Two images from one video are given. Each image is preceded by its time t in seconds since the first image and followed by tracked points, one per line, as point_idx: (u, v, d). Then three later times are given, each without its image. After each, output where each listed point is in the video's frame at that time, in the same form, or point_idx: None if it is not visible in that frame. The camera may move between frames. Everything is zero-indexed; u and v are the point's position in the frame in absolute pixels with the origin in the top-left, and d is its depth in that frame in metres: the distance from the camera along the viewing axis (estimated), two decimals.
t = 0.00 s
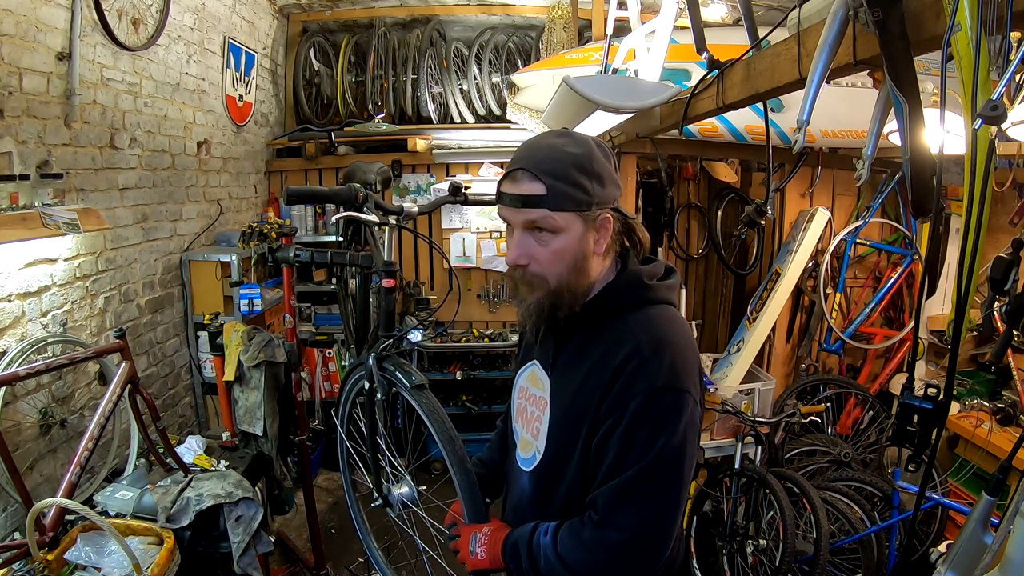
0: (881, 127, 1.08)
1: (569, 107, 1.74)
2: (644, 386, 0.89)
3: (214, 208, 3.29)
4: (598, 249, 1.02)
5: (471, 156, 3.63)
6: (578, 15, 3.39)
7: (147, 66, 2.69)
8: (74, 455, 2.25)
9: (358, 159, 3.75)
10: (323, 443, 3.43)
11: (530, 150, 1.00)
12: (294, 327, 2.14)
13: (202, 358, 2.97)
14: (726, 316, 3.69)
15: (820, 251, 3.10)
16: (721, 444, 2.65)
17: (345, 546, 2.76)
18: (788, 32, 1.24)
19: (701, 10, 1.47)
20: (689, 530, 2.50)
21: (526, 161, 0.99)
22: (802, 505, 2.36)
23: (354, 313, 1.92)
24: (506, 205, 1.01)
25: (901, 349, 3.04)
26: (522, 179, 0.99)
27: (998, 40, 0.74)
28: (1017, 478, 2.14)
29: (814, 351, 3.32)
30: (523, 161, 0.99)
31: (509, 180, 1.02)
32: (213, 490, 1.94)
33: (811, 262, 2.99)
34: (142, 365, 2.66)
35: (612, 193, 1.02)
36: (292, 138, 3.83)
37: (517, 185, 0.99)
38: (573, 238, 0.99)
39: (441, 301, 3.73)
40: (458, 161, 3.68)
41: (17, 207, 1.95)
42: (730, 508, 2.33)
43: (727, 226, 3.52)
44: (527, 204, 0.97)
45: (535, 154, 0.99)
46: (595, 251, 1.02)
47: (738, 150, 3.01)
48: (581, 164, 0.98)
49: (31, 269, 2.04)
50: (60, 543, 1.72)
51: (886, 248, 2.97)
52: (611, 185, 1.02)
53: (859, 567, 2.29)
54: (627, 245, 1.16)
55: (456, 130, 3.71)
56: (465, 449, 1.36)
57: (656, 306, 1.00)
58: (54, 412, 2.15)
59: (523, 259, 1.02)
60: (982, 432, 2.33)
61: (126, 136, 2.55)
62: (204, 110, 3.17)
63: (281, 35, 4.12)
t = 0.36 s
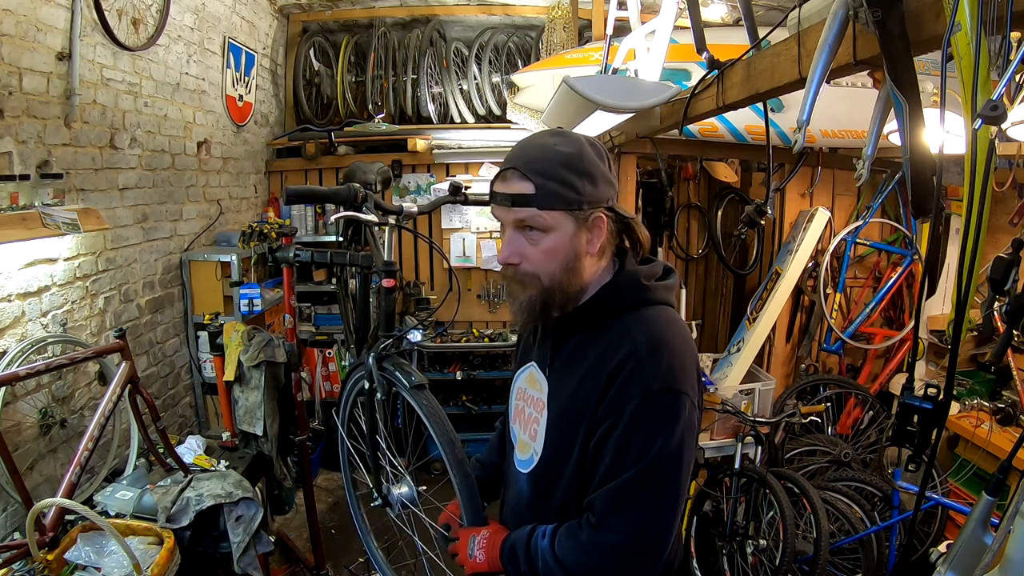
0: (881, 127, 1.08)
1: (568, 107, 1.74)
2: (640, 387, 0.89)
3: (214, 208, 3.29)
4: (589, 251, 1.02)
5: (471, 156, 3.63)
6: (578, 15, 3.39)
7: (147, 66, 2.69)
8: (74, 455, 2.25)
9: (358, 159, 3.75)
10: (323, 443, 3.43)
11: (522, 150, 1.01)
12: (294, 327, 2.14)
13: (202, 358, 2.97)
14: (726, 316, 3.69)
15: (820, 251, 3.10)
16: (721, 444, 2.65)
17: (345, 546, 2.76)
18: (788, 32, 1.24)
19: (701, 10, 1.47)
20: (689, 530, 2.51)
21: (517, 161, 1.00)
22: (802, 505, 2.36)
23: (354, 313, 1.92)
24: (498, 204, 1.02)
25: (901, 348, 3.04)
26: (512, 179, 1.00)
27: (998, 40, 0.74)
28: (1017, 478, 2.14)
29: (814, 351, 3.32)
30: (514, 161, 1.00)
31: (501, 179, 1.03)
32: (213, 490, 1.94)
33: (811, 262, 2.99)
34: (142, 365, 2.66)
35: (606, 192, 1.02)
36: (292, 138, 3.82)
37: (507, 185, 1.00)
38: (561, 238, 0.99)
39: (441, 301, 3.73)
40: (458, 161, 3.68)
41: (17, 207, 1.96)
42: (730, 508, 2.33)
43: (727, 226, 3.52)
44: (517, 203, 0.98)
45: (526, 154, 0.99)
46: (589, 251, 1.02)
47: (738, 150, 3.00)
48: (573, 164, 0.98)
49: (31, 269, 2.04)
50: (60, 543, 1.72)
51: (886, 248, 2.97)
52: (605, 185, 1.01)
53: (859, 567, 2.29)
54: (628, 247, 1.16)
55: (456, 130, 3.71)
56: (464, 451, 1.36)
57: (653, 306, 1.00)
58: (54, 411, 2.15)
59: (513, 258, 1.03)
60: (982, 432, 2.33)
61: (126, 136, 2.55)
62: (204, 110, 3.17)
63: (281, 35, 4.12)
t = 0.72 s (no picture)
0: (881, 127, 1.08)
1: (568, 107, 1.74)
2: (638, 398, 0.89)
3: (214, 208, 3.29)
4: (557, 248, 1.03)
5: (471, 156, 3.63)
6: (578, 15, 3.39)
7: (147, 66, 2.69)
8: (74, 455, 2.25)
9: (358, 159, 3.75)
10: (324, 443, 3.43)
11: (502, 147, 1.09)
12: (294, 328, 2.14)
13: (202, 358, 2.97)
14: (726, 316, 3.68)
15: (820, 251, 3.10)
16: (722, 444, 2.65)
17: (345, 545, 2.76)
18: (788, 32, 1.24)
19: (701, 10, 1.47)
20: (689, 530, 2.50)
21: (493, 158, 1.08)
22: (802, 505, 2.36)
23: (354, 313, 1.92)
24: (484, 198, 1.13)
25: (901, 348, 3.04)
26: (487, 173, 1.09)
27: (998, 40, 0.75)
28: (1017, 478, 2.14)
29: (814, 351, 3.32)
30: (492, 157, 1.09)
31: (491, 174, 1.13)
32: (213, 490, 1.94)
33: (811, 262, 2.99)
34: (142, 365, 2.66)
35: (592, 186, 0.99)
36: (292, 138, 3.82)
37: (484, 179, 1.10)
38: (517, 228, 1.03)
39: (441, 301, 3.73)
40: (458, 161, 3.68)
41: (17, 207, 1.96)
42: (730, 508, 2.33)
43: (727, 226, 3.52)
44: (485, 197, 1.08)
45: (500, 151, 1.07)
46: (557, 244, 1.03)
47: (738, 150, 3.00)
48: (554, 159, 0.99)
49: (31, 269, 2.04)
50: (60, 543, 1.72)
51: (886, 248, 2.97)
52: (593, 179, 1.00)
53: (859, 567, 2.29)
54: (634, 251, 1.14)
55: (456, 130, 3.71)
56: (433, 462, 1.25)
57: (660, 318, 1.01)
58: (54, 411, 2.15)
59: (493, 249, 1.09)
60: (982, 432, 2.33)
61: (126, 136, 2.55)
62: (204, 110, 3.17)
63: (281, 35, 4.12)
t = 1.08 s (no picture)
0: (881, 127, 1.08)
1: (568, 107, 1.74)
2: (593, 392, 0.94)
3: (214, 208, 3.29)
4: (563, 235, 1.07)
5: (471, 156, 3.63)
6: (578, 15, 3.38)
7: (147, 66, 2.69)
8: (74, 455, 2.25)
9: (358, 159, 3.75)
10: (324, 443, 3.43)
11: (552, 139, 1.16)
12: (294, 328, 2.13)
13: (202, 358, 2.98)
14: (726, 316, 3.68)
15: (820, 251, 3.10)
16: (722, 444, 2.65)
17: (345, 545, 2.76)
18: (788, 32, 1.24)
19: (701, 10, 1.47)
20: (689, 530, 2.50)
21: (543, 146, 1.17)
22: (802, 505, 2.36)
23: (354, 313, 1.92)
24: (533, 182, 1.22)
25: (901, 348, 3.04)
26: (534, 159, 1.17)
27: (998, 40, 0.74)
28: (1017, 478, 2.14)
29: (814, 351, 3.32)
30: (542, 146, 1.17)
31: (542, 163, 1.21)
32: (213, 490, 1.94)
33: (811, 262, 2.99)
34: (142, 365, 2.66)
35: (605, 187, 1.03)
36: (292, 138, 3.82)
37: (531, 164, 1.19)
38: (537, 210, 1.10)
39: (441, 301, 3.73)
40: (458, 161, 3.68)
41: (17, 207, 1.96)
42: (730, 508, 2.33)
43: (727, 226, 3.52)
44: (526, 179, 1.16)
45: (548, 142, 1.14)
46: (564, 232, 1.07)
47: (738, 150, 3.00)
48: (576, 157, 1.04)
49: (31, 269, 2.04)
50: (60, 543, 1.72)
51: (886, 248, 2.96)
52: (610, 181, 1.03)
53: (859, 567, 2.29)
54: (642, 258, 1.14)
55: (456, 130, 3.70)
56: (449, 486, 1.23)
57: (662, 334, 1.05)
58: (54, 411, 2.15)
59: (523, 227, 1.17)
60: (982, 432, 2.32)
61: (126, 136, 2.55)
62: (204, 110, 3.17)
63: (281, 35, 4.12)
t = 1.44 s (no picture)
0: (881, 127, 1.08)
1: (568, 107, 1.74)
2: (577, 348, 1.10)
3: (214, 208, 3.29)
4: (566, 221, 1.27)
5: (470, 156, 3.63)
6: (578, 15, 3.38)
7: (147, 66, 2.69)
8: (74, 455, 2.25)
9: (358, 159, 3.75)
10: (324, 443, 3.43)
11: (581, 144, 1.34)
12: (294, 328, 2.13)
13: (202, 358, 2.98)
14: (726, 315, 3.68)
15: (820, 251, 3.10)
16: (721, 444, 2.64)
17: (345, 545, 2.76)
18: (788, 32, 1.24)
19: (701, 10, 1.47)
20: (689, 530, 2.50)
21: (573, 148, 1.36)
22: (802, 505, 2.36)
23: (354, 313, 1.92)
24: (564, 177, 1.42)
25: (901, 348, 3.05)
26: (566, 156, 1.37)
27: (998, 40, 0.74)
28: (1017, 478, 2.13)
29: (814, 351, 3.32)
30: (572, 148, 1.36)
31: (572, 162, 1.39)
32: (213, 490, 1.94)
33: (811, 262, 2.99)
34: (142, 365, 2.66)
35: (599, 190, 1.21)
36: (292, 138, 3.82)
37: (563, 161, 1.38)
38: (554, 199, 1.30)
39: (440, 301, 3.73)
40: (458, 161, 3.68)
41: (17, 207, 1.96)
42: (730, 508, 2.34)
43: (727, 226, 3.52)
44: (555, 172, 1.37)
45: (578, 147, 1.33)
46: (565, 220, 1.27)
47: (738, 150, 3.00)
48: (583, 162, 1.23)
49: (31, 269, 2.04)
50: (61, 543, 1.71)
51: (886, 248, 2.96)
52: (606, 186, 1.21)
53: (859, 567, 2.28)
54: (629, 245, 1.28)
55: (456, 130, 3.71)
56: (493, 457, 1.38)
57: (637, 299, 1.20)
58: (54, 412, 2.15)
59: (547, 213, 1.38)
60: (982, 432, 2.32)
61: (125, 136, 2.55)
62: (204, 110, 3.17)
63: (281, 35, 4.12)
